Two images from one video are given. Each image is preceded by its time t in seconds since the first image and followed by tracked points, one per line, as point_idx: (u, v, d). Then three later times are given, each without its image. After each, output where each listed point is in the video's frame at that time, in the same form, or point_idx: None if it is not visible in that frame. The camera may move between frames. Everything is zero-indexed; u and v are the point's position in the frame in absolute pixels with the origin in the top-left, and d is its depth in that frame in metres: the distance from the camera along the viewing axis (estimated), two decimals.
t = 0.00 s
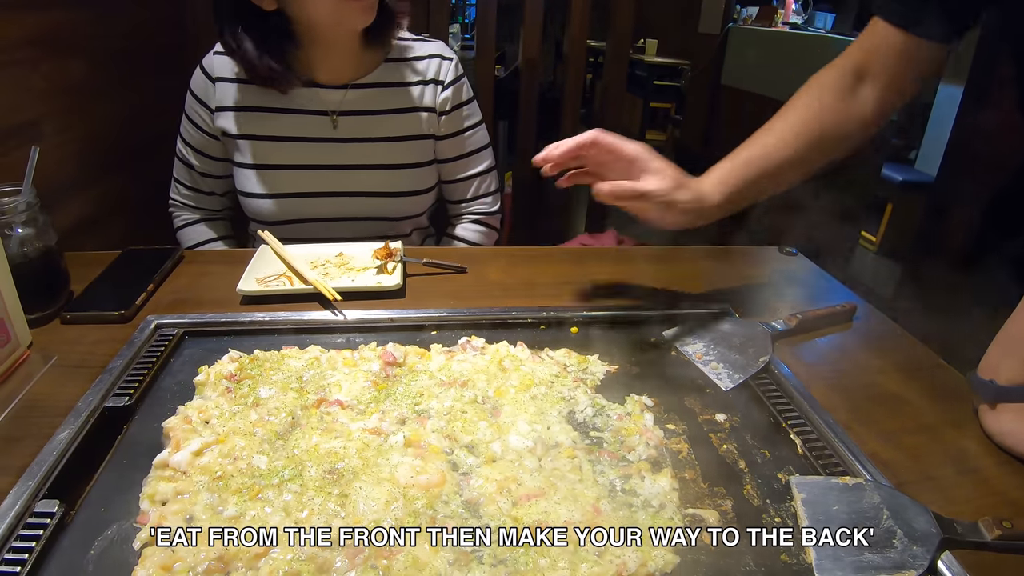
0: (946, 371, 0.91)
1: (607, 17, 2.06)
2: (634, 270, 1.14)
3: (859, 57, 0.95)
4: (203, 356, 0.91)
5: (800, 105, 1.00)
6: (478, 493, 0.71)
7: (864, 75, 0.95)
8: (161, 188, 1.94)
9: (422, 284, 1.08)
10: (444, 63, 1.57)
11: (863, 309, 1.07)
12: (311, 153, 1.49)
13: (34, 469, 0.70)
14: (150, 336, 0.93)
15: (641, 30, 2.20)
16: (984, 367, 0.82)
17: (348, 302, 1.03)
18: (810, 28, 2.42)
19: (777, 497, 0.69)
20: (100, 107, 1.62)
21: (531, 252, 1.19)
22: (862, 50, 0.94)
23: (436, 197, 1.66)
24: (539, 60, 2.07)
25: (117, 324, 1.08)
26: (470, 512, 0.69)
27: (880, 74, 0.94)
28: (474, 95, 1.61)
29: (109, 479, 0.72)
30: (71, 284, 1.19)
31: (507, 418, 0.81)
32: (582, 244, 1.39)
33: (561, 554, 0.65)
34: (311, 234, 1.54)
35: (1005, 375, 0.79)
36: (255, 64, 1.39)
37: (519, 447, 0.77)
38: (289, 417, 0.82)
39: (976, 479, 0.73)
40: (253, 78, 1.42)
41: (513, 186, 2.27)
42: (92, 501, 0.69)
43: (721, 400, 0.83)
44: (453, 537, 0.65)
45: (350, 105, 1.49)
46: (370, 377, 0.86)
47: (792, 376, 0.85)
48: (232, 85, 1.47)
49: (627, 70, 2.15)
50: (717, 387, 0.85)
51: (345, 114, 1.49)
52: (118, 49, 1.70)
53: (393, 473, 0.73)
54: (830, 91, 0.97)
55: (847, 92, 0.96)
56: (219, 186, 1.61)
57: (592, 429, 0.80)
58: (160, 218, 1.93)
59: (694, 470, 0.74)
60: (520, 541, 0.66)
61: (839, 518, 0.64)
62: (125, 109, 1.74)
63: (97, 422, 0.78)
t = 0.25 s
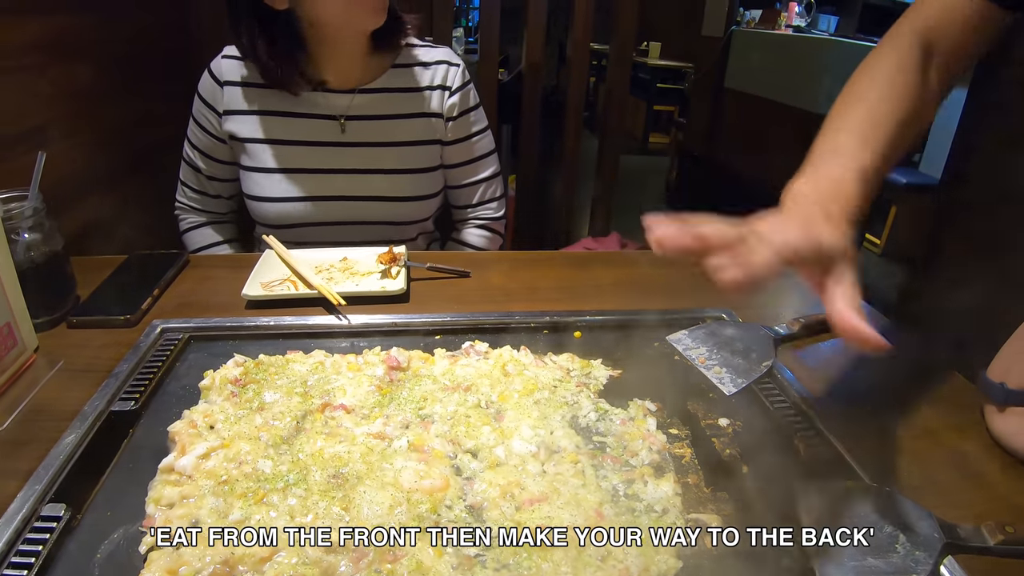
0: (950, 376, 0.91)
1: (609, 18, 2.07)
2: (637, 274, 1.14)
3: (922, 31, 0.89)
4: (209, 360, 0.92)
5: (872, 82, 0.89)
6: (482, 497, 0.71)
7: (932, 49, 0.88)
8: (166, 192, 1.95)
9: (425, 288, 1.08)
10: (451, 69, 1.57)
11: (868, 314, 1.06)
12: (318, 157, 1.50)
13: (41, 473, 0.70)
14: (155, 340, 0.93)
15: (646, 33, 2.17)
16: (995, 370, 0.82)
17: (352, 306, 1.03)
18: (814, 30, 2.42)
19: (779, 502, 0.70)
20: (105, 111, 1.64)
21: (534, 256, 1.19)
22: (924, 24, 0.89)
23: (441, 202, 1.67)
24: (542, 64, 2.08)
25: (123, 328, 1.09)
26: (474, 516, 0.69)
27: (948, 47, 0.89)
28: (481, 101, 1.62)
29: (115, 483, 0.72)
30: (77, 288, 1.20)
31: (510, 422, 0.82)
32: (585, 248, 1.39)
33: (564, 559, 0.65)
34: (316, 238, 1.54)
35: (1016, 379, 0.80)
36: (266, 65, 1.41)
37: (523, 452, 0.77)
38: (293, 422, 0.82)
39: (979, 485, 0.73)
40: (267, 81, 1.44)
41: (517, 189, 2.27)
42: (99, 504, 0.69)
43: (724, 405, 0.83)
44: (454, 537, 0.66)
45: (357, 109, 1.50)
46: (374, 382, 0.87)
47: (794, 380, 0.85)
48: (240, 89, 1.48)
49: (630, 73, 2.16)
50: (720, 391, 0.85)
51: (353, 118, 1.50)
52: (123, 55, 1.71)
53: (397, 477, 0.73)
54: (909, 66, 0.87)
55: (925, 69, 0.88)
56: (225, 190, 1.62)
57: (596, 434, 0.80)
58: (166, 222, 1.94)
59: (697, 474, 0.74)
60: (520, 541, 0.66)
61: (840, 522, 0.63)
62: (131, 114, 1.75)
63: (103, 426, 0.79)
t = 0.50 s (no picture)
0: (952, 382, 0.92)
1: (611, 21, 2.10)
2: (639, 280, 1.14)
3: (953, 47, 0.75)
4: (215, 369, 0.93)
5: (894, 104, 0.76)
6: (485, 505, 0.72)
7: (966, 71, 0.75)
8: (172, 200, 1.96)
9: (429, 296, 1.09)
10: (455, 78, 1.58)
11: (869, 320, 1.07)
12: (322, 165, 1.51)
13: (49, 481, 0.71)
14: (161, 349, 0.94)
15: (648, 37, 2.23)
16: (999, 377, 0.81)
17: (357, 314, 1.04)
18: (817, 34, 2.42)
19: (781, 509, 0.70)
20: (112, 120, 1.65)
21: (537, 263, 1.20)
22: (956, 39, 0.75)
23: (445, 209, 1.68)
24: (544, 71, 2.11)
25: (130, 336, 1.10)
26: (477, 524, 0.70)
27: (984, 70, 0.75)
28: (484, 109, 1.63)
29: (123, 491, 0.73)
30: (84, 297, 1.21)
31: (513, 430, 0.82)
32: (588, 254, 1.40)
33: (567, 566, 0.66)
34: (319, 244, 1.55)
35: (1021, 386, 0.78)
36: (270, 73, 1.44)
37: (526, 460, 0.78)
38: (298, 430, 0.83)
39: (980, 492, 0.73)
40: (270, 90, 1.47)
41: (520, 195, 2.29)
42: (106, 513, 0.70)
43: (726, 412, 0.83)
44: (453, 538, 0.67)
45: (361, 118, 1.52)
46: (378, 390, 0.87)
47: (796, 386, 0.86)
48: (246, 97, 1.50)
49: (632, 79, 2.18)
50: (721, 398, 0.86)
51: (357, 127, 1.51)
52: (129, 64, 1.72)
53: (401, 486, 0.74)
54: (934, 91, 0.75)
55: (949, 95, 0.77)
56: (230, 198, 1.63)
57: (598, 442, 0.81)
58: (171, 229, 1.95)
59: (699, 482, 0.75)
60: (520, 542, 0.68)
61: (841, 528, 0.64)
62: (137, 122, 1.77)
63: (111, 435, 0.80)
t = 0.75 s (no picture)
0: (951, 392, 0.92)
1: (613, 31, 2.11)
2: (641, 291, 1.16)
3: (933, 54, 0.85)
4: (222, 381, 0.94)
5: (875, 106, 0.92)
6: (490, 517, 0.73)
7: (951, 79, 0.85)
8: (178, 211, 1.99)
9: (434, 308, 1.10)
10: (459, 92, 1.60)
11: (871, 330, 1.08)
12: (327, 178, 1.53)
13: (59, 494, 0.72)
14: (169, 362, 0.96)
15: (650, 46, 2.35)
16: (996, 388, 0.83)
17: (362, 327, 1.06)
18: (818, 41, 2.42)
19: (782, 520, 0.71)
20: (119, 133, 1.68)
21: (540, 275, 1.21)
22: (937, 46, 0.85)
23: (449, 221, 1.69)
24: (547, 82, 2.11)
25: (137, 349, 1.11)
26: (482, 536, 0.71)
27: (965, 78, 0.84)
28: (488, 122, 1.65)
29: (132, 503, 0.74)
30: (92, 309, 1.23)
31: (517, 442, 0.83)
32: (590, 264, 1.41)
33: None
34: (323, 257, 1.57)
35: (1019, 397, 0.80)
36: (279, 83, 1.46)
37: (530, 472, 0.79)
38: (305, 443, 0.84)
39: (979, 502, 0.73)
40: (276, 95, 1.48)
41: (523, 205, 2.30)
42: (115, 525, 0.71)
43: (727, 423, 0.84)
44: (453, 537, 0.70)
45: (367, 131, 1.54)
46: (384, 403, 0.89)
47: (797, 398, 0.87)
48: (253, 111, 1.52)
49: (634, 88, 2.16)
50: (723, 410, 0.87)
51: (362, 140, 1.54)
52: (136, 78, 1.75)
53: (407, 498, 0.75)
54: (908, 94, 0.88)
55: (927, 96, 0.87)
56: (237, 210, 1.65)
57: (601, 453, 0.82)
58: (177, 241, 1.98)
59: (701, 493, 0.75)
60: (520, 541, 0.70)
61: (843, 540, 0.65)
62: (144, 135, 1.79)
63: (119, 448, 0.81)
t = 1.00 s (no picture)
0: (955, 402, 0.93)
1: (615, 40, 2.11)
2: (645, 301, 1.16)
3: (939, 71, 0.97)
4: (229, 393, 0.95)
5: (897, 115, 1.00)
6: (495, 529, 0.73)
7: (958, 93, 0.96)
8: (184, 221, 2.00)
9: (438, 319, 1.11)
10: (464, 104, 1.62)
11: (876, 340, 1.08)
12: (334, 190, 1.55)
13: (68, 505, 0.73)
14: (177, 373, 0.97)
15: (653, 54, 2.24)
16: (1001, 398, 0.84)
17: (368, 338, 1.06)
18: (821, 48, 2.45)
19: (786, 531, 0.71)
20: (127, 145, 1.69)
21: (544, 285, 1.22)
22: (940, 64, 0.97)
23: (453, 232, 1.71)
24: (550, 91, 2.11)
25: (145, 360, 1.12)
26: (488, 548, 0.71)
27: (972, 92, 0.96)
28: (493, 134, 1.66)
29: (140, 515, 0.75)
30: (100, 321, 1.24)
31: (522, 453, 0.84)
32: (594, 274, 1.42)
33: None
34: (328, 268, 1.58)
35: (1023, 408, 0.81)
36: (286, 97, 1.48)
37: (535, 484, 0.79)
38: (312, 454, 0.85)
39: (983, 513, 0.74)
40: (281, 106, 1.50)
41: (527, 213, 2.31)
42: (124, 536, 0.72)
43: (732, 434, 0.85)
44: (453, 537, 0.72)
45: (373, 143, 1.55)
46: (389, 414, 0.89)
47: (802, 409, 0.87)
48: (260, 123, 1.54)
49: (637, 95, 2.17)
50: (727, 420, 0.87)
51: (368, 152, 1.55)
52: (143, 89, 1.76)
53: (413, 509, 0.76)
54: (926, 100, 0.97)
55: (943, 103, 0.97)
56: (244, 220, 1.67)
57: (606, 465, 0.82)
58: (183, 251, 1.99)
59: (705, 504, 0.76)
60: (521, 541, 0.72)
61: (847, 550, 0.66)
62: (152, 147, 1.81)
63: (128, 459, 0.82)
